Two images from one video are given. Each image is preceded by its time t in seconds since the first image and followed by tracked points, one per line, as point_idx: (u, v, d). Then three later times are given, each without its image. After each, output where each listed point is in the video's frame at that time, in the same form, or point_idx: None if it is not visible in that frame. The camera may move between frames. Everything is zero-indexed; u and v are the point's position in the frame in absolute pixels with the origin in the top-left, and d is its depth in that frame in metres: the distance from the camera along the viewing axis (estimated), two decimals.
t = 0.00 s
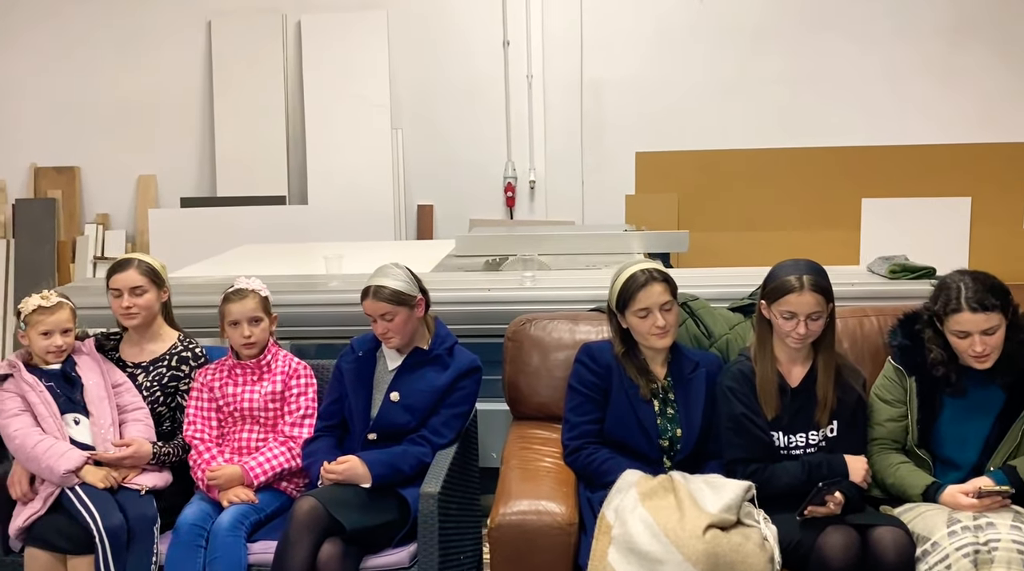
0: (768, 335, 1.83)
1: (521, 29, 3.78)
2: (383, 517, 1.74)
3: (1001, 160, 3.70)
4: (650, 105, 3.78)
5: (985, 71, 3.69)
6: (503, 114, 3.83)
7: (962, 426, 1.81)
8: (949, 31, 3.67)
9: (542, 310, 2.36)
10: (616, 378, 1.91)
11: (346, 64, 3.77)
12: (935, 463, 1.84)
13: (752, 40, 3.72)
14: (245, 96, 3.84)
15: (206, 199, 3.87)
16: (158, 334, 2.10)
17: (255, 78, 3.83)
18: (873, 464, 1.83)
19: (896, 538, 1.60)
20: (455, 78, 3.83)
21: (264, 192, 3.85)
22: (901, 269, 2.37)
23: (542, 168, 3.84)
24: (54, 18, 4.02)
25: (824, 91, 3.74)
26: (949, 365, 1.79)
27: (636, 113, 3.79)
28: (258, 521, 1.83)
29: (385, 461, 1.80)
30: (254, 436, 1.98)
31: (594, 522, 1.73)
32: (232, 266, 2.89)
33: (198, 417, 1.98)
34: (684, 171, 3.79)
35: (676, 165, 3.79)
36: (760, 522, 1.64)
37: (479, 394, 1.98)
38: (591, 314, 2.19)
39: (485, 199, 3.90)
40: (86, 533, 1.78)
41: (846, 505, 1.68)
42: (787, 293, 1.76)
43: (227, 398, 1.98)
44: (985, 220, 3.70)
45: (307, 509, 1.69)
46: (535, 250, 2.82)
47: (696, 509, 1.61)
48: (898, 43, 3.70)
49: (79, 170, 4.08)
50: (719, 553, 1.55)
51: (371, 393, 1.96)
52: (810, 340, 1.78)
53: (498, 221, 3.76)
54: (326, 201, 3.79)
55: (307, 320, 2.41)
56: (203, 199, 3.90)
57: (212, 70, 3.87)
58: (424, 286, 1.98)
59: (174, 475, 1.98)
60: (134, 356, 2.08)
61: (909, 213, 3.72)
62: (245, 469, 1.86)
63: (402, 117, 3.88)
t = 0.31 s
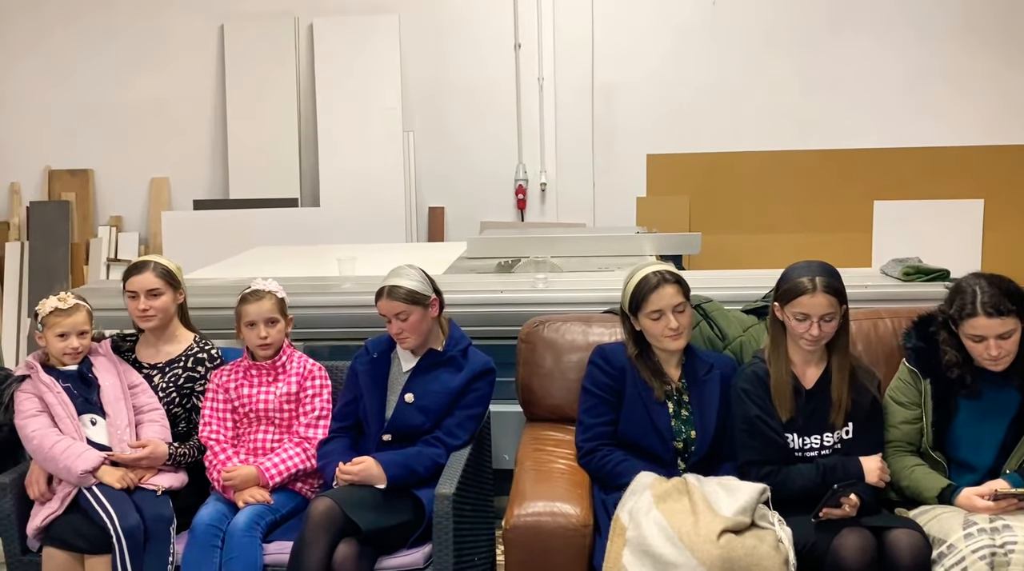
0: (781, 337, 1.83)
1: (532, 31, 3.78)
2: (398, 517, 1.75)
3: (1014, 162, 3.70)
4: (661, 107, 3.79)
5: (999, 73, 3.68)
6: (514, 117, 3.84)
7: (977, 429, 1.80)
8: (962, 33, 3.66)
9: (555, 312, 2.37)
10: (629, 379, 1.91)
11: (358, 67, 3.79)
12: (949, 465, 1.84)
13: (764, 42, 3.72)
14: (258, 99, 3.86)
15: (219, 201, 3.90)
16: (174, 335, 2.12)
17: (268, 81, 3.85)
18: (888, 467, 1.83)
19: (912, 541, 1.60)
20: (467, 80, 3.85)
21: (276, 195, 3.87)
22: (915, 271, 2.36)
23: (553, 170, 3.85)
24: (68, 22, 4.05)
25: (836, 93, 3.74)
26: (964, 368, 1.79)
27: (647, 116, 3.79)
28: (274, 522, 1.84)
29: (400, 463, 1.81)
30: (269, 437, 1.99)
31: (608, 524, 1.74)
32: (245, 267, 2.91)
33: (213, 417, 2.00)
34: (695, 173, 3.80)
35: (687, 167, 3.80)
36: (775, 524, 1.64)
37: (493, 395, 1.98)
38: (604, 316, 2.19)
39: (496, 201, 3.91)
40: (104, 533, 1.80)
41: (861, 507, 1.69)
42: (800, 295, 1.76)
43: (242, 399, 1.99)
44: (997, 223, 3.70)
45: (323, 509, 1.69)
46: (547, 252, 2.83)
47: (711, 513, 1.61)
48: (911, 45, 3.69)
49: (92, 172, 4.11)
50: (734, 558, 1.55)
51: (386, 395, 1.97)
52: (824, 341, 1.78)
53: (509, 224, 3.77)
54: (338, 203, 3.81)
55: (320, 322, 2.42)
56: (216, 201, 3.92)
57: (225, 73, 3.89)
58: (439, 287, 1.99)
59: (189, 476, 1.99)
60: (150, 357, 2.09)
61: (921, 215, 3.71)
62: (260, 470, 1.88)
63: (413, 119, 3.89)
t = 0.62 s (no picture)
0: (792, 338, 1.83)
1: (541, 33, 3.79)
2: (409, 518, 1.75)
3: None
4: (670, 110, 3.79)
5: (1009, 75, 3.67)
6: (523, 119, 3.85)
7: (989, 430, 1.80)
8: (972, 35, 3.65)
9: (565, 313, 2.37)
10: (640, 380, 1.91)
11: (367, 69, 3.80)
12: (961, 467, 1.83)
13: (772, 44, 3.73)
14: (267, 101, 3.87)
15: (228, 203, 3.91)
16: (185, 336, 2.13)
17: (277, 83, 3.86)
18: (899, 469, 1.83)
19: (924, 543, 1.59)
20: (476, 83, 3.86)
21: (286, 197, 3.88)
22: (926, 273, 2.36)
23: (562, 172, 3.86)
24: (79, 25, 4.07)
25: (844, 95, 3.74)
26: (976, 370, 1.79)
27: (656, 118, 3.80)
28: (285, 522, 1.84)
29: (411, 463, 1.81)
30: (281, 437, 1.99)
31: (619, 525, 1.74)
32: (255, 269, 2.92)
33: (225, 418, 2.00)
34: (703, 175, 3.80)
35: (696, 170, 3.81)
36: (786, 526, 1.64)
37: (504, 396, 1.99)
38: (614, 317, 2.19)
39: (505, 203, 3.92)
40: (117, 532, 1.80)
41: (873, 509, 1.69)
42: (810, 297, 1.76)
43: (254, 399, 2.00)
44: (1007, 225, 3.69)
45: (335, 510, 1.70)
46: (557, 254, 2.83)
47: (722, 515, 1.61)
48: (920, 46, 3.69)
49: (103, 174, 4.14)
50: (746, 560, 1.54)
51: (397, 396, 1.97)
52: (834, 343, 1.78)
53: (517, 226, 3.77)
54: (347, 205, 3.82)
55: (331, 323, 2.43)
56: (225, 203, 3.94)
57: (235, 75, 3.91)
58: (449, 288, 1.99)
59: (201, 476, 2.00)
60: (162, 357, 2.10)
61: (930, 217, 3.71)
62: (272, 470, 1.88)
63: (422, 121, 3.91)
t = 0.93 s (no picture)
0: (802, 339, 1.83)
1: (548, 34, 3.80)
2: (418, 517, 1.75)
3: None
4: (677, 111, 3.79)
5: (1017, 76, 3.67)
6: (530, 120, 3.85)
7: (999, 431, 1.80)
8: (980, 36, 3.65)
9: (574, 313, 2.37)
10: (650, 380, 1.91)
11: (375, 70, 3.81)
12: (972, 468, 1.83)
13: (780, 45, 3.73)
14: (276, 102, 3.89)
15: (236, 203, 3.93)
16: (195, 334, 2.14)
17: (285, 83, 3.88)
18: (910, 470, 1.83)
19: (934, 543, 1.59)
20: (484, 83, 3.86)
21: (294, 197, 3.89)
22: (935, 273, 2.36)
23: (569, 172, 3.86)
24: (89, 25, 4.09)
25: (852, 96, 3.73)
26: (986, 370, 1.78)
27: (663, 119, 3.80)
28: (295, 520, 1.85)
29: (421, 462, 1.82)
30: (291, 435, 2.00)
31: (628, 525, 1.74)
32: (264, 268, 2.93)
33: (234, 416, 2.01)
34: (710, 176, 3.81)
35: (703, 171, 3.81)
36: (796, 526, 1.64)
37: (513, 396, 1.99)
38: (623, 317, 2.19)
39: (512, 204, 3.92)
40: (127, 530, 1.81)
41: (883, 509, 1.68)
42: (820, 297, 1.76)
43: (264, 398, 2.01)
44: (1015, 227, 3.69)
45: (345, 508, 1.70)
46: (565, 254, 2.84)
47: (732, 516, 1.60)
48: (928, 48, 3.68)
49: (111, 174, 4.15)
50: (756, 561, 1.54)
51: (406, 395, 1.98)
52: (844, 343, 1.78)
53: (525, 226, 3.78)
54: (355, 205, 3.83)
55: (340, 322, 2.44)
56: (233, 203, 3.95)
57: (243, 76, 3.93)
58: (459, 288, 2.00)
59: (211, 475, 2.01)
60: (172, 356, 2.11)
61: (938, 219, 3.70)
62: (282, 469, 1.89)
63: (430, 122, 3.92)
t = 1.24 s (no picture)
0: (807, 340, 1.83)
1: (553, 35, 3.80)
2: (424, 516, 1.76)
3: None
4: (682, 111, 3.80)
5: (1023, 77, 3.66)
6: (536, 120, 3.86)
7: (1004, 432, 1.79)
8: (985, 37, 3.65)
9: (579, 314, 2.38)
10: (655, 380, 1.92)
11: (381, 71, 3.82)
12: (977, 469, 1.83)
13: (785, 46, 3.73)
14: (282, 102, 3.90)
15: (242, 203, 3.94)
16: (201, 334, 2.14)
17: (291, 84, 3.89)
18: (915, 471, 1.83)
19: (939, 543, 1.59)
20: (489, 83, 3.87)
21: (299, 197, 3.91)
22: (940, 274, 2.36)
23: (574, 173, 3.87)
24: (96, 26, 4.11)
25: (857, 97, 3.73)
26: (991, 371, 1.78)
27: (668, 120, 3.81)
28: (301, 519, 1.85)
29: (426, 461, 1.82)
30: (296, 434, 2.01)
31: (633, 525, 1.74)
32: (270, 268, 2.94)
33: (240, 415, 2.01)
34: (715, 177, 3.81)
35: (707, 172, 3.81)
36: (801, 526, 1.64)
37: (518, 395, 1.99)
38: (628, 318, 2.20)
39: (517, 204, 3.93)
40: (133, 528, 1.81)
41: (889, 510, 1.68)
42: (825, 299, 1.76)
43: (269, 397, 2.01)
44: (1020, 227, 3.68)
45: (352, 506, 1.71)
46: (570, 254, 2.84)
47: (738, 513, 1.60)
48: (933, 48, 3.68)
49: (118, 174, 4.17)
50: (762, 558, 1.54)
51: (412, 395, 1.99)
52: (850, 344, 1.78)
53: (529, 226, 3.79)
54: (360, 205, 3.84)
55: (346, 322, 2.44)
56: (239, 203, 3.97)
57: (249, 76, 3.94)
58: (465, 288, 2.00)
59: (217, 473, 2.02)
60: (178, 355, 2.12)
61: (943, 220, 3.70)
62: (288, 468, 1.89)
63: (435, 122, 3.93)
